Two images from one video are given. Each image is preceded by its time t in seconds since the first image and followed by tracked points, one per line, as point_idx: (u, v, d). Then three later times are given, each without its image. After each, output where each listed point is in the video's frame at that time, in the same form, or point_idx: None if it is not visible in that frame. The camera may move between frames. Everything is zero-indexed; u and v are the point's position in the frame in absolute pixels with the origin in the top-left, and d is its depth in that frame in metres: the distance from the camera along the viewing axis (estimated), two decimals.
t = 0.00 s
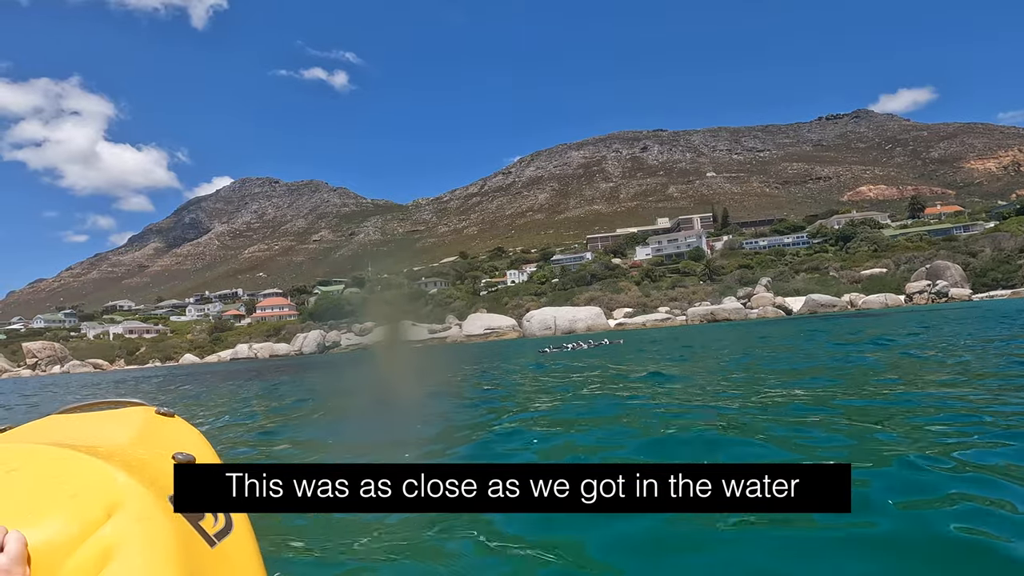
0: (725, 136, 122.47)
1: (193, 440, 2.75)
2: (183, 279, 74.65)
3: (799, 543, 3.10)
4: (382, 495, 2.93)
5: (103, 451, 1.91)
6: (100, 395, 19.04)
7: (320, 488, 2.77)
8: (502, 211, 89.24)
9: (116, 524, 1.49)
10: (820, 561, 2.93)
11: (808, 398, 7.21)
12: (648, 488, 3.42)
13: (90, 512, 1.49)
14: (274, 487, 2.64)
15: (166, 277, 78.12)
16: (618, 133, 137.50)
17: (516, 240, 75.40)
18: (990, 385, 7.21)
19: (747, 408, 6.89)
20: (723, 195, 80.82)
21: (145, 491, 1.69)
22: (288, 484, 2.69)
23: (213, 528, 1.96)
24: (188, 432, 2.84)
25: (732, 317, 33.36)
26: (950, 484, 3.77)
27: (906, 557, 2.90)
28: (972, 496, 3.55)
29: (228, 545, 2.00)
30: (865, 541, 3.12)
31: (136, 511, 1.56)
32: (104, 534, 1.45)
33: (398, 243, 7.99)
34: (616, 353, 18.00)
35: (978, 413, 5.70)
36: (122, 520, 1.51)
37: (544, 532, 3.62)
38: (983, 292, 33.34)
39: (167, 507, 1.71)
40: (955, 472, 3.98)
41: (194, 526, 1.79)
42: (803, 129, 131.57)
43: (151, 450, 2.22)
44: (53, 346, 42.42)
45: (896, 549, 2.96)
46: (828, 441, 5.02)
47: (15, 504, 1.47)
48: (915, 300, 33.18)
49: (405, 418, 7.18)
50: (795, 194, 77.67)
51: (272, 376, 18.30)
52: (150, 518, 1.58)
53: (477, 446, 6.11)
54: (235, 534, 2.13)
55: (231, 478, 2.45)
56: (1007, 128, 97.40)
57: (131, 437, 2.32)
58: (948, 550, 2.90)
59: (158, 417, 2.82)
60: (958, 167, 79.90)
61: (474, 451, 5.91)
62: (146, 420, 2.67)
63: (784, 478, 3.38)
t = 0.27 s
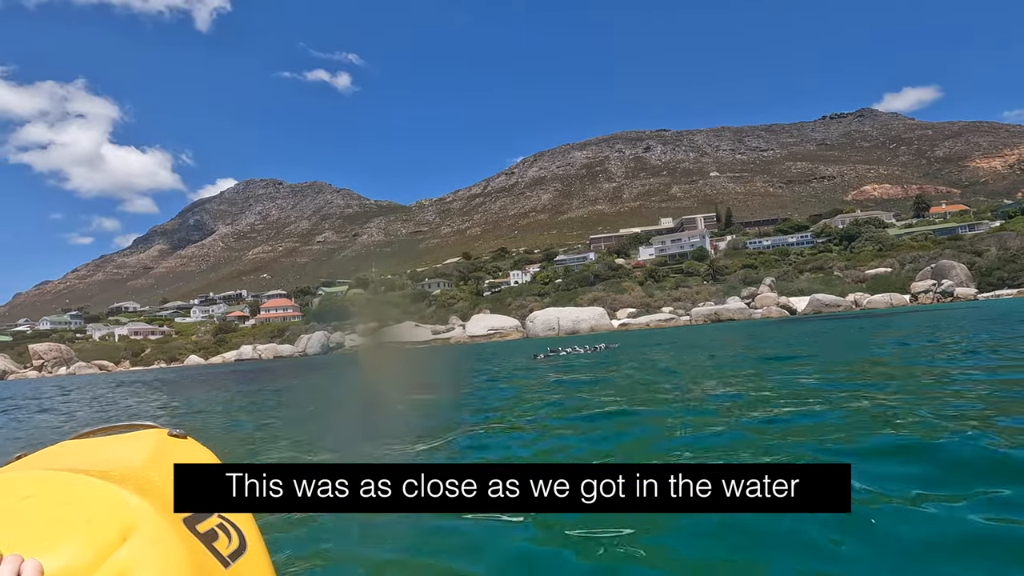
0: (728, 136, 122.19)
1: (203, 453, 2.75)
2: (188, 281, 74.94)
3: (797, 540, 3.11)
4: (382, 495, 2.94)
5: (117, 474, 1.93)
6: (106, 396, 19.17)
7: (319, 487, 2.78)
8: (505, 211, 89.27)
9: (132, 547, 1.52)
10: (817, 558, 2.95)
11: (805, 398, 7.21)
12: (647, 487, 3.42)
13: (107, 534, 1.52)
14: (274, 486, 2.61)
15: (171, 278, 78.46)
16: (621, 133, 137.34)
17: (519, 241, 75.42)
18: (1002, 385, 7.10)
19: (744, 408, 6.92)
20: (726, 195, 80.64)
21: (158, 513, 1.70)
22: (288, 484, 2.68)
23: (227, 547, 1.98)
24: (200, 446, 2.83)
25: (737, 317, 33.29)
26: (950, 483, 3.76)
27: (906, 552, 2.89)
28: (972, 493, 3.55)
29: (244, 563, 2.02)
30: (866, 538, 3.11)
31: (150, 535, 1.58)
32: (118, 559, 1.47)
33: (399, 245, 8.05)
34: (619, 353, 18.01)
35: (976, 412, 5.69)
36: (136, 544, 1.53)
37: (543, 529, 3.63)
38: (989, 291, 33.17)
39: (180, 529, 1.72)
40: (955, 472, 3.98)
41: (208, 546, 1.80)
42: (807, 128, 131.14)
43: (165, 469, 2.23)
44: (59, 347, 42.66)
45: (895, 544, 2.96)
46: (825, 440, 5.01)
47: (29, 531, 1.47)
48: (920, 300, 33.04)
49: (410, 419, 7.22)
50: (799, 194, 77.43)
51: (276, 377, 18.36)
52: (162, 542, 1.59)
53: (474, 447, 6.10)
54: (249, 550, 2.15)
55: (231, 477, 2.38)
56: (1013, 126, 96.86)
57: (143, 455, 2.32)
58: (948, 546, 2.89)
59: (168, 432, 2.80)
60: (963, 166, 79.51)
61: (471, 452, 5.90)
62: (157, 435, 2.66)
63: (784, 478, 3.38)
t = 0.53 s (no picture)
0: (730, 136, 122.08)
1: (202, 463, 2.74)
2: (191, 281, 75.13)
3: (799, 532, 3.10)
4: (382, 495, 2.93)
5: (108, 486, 1.92)
6: (110, 396, 19.25)
7: (319, 488, 2.82)
8: (507, 212, 89.32)
9: (124, 558, 1.54)
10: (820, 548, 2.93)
11: (801, 398, 7.20)
12: (647, 487, 3.42)
13: (98, 545, 1.54)
14: (275, 486, 2.68)
15: (174, 278, 78.65)
16: (623, 133, 137.25)
17: (521, 241, 75.43)
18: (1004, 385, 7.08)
19: (738, 408, 6.96)
20: (728, 195, 80.59)
21: (149, 523, 1.71)
22: (289, 483, 2.74)
23: (221, 555, 1.98)
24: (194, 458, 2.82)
25: (739, 317, 33.26)
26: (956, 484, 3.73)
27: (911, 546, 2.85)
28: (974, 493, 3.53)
29: (238, 569, 2.03)
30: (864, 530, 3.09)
31: (143, 545, 1.60)
32: (111, 567, 1.49)
33: (402, 244, 8.10)
34: (620, 353, 17.99)
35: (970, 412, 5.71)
36: (129, 553, 1.55)
37: (538, 520, 3.62)
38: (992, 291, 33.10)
39: (174, 539, 1.74)
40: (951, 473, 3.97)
41: (201, 553, 1.81)
42: (809, 128, 130.91)
43: (157, 478, 2.22)
44: (62, 348, 42.80)
45: (894, 536, 2.96)
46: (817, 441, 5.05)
47: (22, 544, 1.49)
48: (923, 300, 32.96)
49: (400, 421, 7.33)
50: (801, 194, 77.37)
51: (278, 376, 18.41)
52: (154, 551, 1.61)
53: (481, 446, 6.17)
54: (245, 556, 2.15)
55: (231, 477, 2.46)
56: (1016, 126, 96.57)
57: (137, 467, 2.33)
58: (949, 540, 2.87)
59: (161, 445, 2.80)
60: (966, 165, 79.33)
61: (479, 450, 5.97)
62: (150, 449, 2.65)
63: (783, 479, 3.38)
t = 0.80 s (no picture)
0: (732, 135, 121.89)
1: (193, 454, 2.74)
2: (193, 279, 75.19)
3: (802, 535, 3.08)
4: (382, 496, 2.92)
5: (100, 472, 1.94)
6: (112, 394, 19.31)
7: (318, 487, 2.78)
8: (509, 211, 89.34)
9: (113, 545, 1.54)
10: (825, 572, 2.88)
11: (801, 397, 7.19)
12: (647, 487, 3.39)
13: (88, 533, 1.55)
14: (274, 487, 2.66)
15: (176, 277, 78.72)
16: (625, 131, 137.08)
17: (522, 240, 75.41)
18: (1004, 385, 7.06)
19: (739, 407, 6.94)
20: (730, 194, 80.45)
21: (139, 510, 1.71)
22: (288, 483, 2.71)
23: (213, 542, 2.00)
24: (187, 449, 2.83)
25: (741, 316, 33.23)
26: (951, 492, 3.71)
27: None
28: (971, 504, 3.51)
29: (228, 558, 2.04)
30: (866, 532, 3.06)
31: (133, 531, 1.61)
32: (100, 557, 1.50)
33: (403, 244, 8.08)
34: (622, 351, 17.99)
35: (972, 412, 5.69)
36: (119, 540, 1.55)
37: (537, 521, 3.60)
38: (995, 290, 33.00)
39: (164, 525, 1.74)
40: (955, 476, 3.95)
41: (192, 541, 1.83)
42: (812, 127, 130.60)
43: (147, 468, 2.23)
44: (65, 346, 42.89)
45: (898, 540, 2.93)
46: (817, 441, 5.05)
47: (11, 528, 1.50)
48: (926, 299, 32.88)
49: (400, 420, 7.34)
50: (804, 192, 77.19)
51: (280, 374, 18.45)
52: (145, 537, 1.62)
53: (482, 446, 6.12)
54: (236, 546, 2.17)
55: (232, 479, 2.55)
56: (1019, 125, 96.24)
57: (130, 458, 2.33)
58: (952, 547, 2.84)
59: (153, 434, 2.78)
60: (969, 164, 79.10)
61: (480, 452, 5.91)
62: (142, 438, 2.66)
63: (784, 479, 3.39)
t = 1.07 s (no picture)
0: (737, 133, 121.49)
1: (216, 452, 2.73)
2: (199, 280, 75.56)
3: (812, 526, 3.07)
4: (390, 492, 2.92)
5: (128, 471, 1.93)
6: (121, 394, 19.44)
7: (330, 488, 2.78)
8: (513, 210, 89.38)
9: (146, 551, 1.51)
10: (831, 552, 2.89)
11: (809, 396, 7.18)
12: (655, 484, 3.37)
13: (119, 536, 1.52)
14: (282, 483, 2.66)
15: (181, 278, 79.08)
16: (628, 130, 136.78)
17: (527, 239, 75.37)
18: (1007, 382, 7.08)
19: (747, 405, 6.93)
20: (735, 192, 80.18)
21: (169, 514, 1.70)
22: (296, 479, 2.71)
23: (240, 547, 1.97)
24: (209, 446, 2.82)
25: (746, 315, 33.13)
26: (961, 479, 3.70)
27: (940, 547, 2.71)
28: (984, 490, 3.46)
29: (256, 562, 2.01)
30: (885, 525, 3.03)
31: (164, 538, 1.58)
32: (132, 562, 1.47)
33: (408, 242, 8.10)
34: (629, 351, 17.99)
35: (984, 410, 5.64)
36: (148, 547, 1.52)
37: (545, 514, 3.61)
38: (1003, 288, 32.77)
39: (192, 529, 1.72)
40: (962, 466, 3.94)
41: (220, 547, 1.80)
42: (817, 125, 129.99)
43: (174, 466, 2.22)
44: (73, 347, 43.15)
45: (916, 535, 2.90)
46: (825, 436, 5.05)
47: (43, 529, 1.48)
48: (933, 297, 32.68)
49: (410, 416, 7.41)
50: (809, 191, 76.91)
51: (286, 374, 18.53)
52: (175, 543, 1.59)
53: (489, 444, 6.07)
54: (263, 546, 2.16)
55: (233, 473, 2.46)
56: None
57: (156, 452, 2.32)
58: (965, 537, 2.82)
59: (175, 431, 2.78)
60: (976, 161, 78.58)
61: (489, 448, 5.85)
62: (166, 435, 2.66)
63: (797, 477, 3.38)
